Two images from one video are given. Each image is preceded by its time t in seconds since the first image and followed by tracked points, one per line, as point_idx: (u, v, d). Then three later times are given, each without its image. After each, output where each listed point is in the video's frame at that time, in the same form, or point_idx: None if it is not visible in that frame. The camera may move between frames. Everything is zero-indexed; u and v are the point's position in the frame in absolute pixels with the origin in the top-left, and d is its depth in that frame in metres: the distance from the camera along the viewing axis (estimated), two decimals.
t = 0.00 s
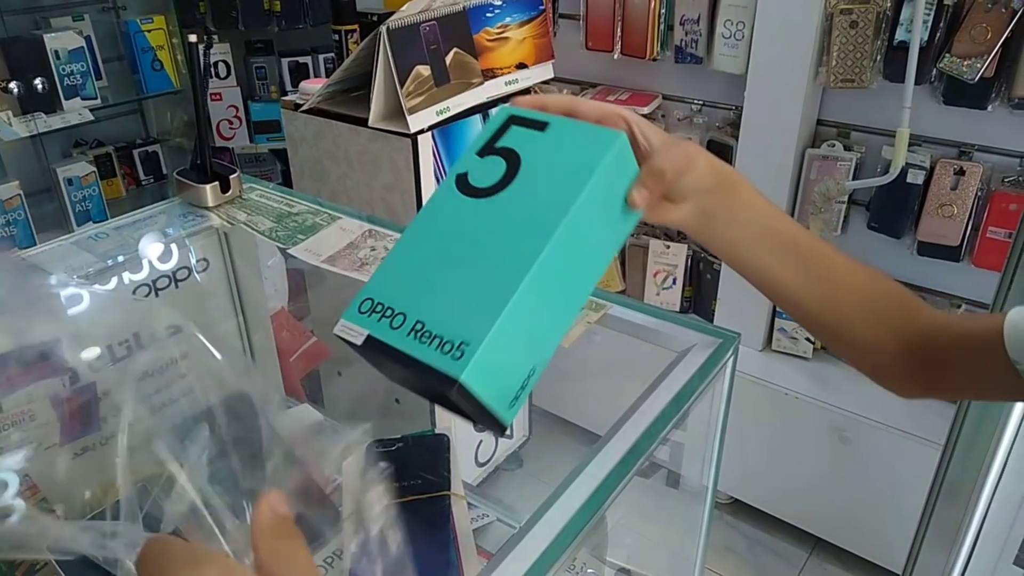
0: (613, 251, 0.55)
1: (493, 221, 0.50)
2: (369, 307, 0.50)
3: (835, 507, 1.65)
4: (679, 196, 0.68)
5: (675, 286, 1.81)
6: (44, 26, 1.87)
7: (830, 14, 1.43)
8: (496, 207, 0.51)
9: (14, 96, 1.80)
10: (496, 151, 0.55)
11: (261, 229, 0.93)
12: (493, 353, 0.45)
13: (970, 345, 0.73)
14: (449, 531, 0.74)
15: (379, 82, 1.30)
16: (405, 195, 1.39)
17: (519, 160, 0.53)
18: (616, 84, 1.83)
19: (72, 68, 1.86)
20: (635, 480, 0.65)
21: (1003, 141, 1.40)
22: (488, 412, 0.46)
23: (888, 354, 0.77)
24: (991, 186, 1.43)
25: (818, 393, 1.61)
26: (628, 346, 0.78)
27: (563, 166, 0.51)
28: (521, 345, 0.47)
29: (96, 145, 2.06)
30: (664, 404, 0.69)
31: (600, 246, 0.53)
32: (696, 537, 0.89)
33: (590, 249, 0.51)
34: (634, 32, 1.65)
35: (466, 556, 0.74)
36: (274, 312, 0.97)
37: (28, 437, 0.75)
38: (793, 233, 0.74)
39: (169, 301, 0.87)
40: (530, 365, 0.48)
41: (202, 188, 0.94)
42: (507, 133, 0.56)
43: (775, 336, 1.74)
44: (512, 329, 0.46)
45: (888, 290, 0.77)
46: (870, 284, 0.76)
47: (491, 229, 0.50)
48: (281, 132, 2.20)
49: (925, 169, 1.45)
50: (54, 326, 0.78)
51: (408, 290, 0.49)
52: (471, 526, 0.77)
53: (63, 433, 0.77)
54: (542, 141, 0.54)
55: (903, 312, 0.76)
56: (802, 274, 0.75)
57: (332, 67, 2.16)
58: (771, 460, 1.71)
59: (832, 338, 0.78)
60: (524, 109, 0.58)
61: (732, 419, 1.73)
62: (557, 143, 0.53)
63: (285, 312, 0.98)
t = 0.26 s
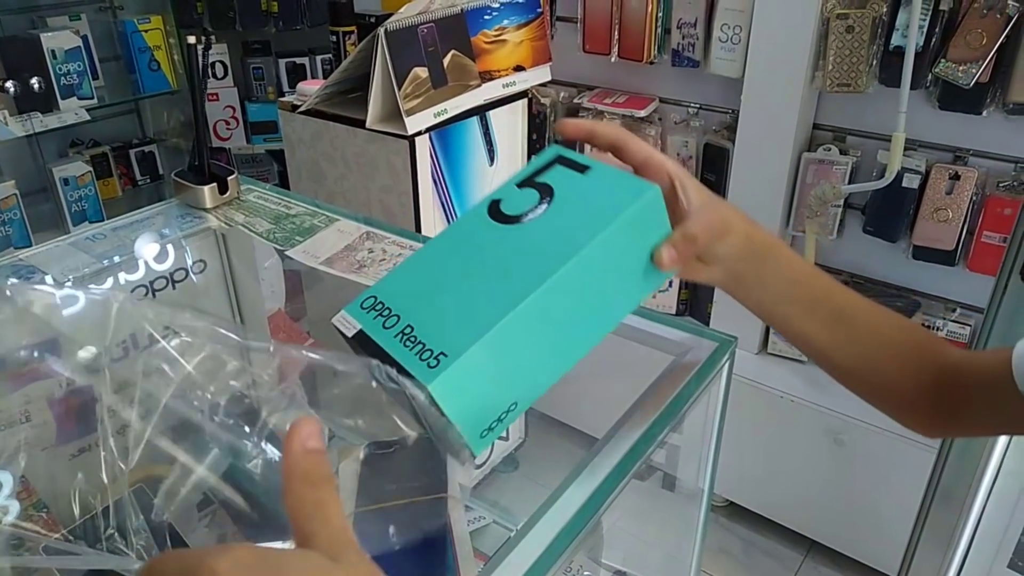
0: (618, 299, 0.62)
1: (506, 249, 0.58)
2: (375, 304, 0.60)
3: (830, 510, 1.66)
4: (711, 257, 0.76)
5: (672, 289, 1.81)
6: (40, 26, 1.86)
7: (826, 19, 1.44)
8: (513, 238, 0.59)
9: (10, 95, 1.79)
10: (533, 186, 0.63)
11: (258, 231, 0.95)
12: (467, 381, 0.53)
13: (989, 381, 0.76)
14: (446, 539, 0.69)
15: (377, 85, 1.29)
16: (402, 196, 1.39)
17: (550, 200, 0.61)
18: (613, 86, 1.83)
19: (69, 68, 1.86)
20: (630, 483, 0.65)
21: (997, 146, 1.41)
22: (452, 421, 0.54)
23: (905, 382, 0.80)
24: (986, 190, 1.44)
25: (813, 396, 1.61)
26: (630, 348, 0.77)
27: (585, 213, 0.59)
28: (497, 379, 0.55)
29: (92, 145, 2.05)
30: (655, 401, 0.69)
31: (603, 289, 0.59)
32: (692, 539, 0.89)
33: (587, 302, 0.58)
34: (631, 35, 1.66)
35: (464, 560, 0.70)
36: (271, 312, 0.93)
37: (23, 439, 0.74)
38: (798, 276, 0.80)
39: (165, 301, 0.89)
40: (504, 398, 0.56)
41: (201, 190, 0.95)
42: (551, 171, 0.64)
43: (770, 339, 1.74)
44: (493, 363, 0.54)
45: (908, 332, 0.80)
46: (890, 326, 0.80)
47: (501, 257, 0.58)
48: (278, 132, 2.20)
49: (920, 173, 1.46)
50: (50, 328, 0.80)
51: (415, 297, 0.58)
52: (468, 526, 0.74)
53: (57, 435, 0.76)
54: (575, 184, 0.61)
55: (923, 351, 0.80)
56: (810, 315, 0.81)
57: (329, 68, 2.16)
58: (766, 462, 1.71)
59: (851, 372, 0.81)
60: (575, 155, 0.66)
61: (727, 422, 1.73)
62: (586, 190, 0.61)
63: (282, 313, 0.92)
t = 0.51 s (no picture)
0: (609, 366, 0.62)
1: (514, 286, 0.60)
2: (375, 308, 0.61)
3: (833, 517, 1.65)
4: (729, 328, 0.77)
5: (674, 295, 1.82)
6: (47, 31, 1.88)
7: (829, 26, 1.44)
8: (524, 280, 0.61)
9: (16, 100, 1.79)
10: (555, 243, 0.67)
11: (262, 235, 0.95)
12: (448, 400, 0.53)
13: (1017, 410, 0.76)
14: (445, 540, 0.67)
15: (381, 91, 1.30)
16: (406, 201, 1.39)
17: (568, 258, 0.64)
18: (616, 92, 1.84)
19: (75, 73, 1.87)
20: (632, 489, 0.65)
21: (1001, 153, 1.41)
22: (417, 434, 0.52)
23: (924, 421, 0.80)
24: (990, 197, 1.44)
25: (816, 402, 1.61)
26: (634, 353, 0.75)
27: (601, 274, 0.62)
28: (475, 405, 0.54)
29: (97, 149, 2.07)
30: (651, 400, 0.70)
31: (597, 349, 0.60)
32: (694, 546, 0.89)
33: (581, 354, 0.59)
34: (635, 41, 1.66)
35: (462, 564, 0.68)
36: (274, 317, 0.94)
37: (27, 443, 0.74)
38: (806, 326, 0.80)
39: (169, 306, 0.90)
40: (475, 430, 0.55)
41: (206, 194, 0.95)
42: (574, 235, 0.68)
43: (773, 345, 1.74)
44: (477, 388, 0.54)
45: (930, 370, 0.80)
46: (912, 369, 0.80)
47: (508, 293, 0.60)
48: (282, 137, 2.20)
49: (923, 180, 1.46)
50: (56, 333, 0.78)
51: (416, 310, 0.59)
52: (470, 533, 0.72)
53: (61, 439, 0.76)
54: (595, 249, 0.65)
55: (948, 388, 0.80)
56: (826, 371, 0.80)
57: (334, 73, 2.17)
58: (769, 469, 1.71)
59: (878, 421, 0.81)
60: (604, 225, 0.70)
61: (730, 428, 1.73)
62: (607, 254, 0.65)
63: (286, 317, 0.92)
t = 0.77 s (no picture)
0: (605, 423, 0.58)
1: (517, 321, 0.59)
2: (379, 317, 0.62)
3: (833, 521, 1.65)
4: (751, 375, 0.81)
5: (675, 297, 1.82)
6: (50, 30, 1.89)
7: (831, 31, 1.44)
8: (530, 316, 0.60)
9: (18, 99, 1.79)
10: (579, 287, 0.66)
11: (265, 236, 0.94)
12: (421, 416, 0.50)
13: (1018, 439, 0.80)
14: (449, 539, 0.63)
15: (384, 93, 1.31)
16: (408, 203, 1.39)
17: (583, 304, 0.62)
18: (618, 95, 1.84)
19: (77, 73, 1.87)
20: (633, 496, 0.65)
21: (1002, 158, 1.41)
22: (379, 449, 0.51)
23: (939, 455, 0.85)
24: (990, 203, 1.44)
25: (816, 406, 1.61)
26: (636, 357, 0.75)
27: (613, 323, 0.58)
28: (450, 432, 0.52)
29: (99, 149, 2.07)
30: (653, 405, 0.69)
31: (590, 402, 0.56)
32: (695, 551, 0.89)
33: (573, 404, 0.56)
34: (637, 44, 1.67)
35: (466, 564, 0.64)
36: (276, 318, 0.93)
37: (29, 443, 0.74)
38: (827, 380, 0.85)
39: (171, 307, 0.89)
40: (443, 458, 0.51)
41: (209, 195, 0.95)
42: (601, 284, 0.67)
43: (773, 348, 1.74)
44: (454, 413, 0.51)
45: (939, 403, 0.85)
46: (920, 402, 0.85)
47: (509, 328, 0.58)
48: (284, 138, 2.21)
49: (924, 184, 1.46)
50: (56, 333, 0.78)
51: (417, 327, 0.59)
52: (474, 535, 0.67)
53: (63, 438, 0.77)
54: (615, 298, 0.63)
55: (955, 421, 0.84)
56: (844, 416, 0.86)
57: (336, 74, 2.17)
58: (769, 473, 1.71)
59: (893, 454, 0.87)
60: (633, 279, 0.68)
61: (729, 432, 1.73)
62: (628, 305, 0.62)
63: (287, 318, 0.92)
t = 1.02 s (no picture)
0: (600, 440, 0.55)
1: (513, 329, 0.57)
2: (383, 318, 0.61)
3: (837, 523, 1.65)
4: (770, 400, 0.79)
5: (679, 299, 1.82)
6: (56, 31, 1.90)
7: (836, 32, 1.44)
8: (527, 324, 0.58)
9: (24, 100, 1.80)
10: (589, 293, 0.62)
11: (270, 237, 0.93)
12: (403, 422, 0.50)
13: None
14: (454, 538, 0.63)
15: (389, 94, 1.31)
16: (412, 204, 1.39)
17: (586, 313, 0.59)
18: (622, 97, 1.84)
19: (83, 74, 1.88)
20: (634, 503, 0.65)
21: (1007, 160, 1.40)
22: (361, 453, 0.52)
23: (957, 480, 0.86)
24: (996, 205, 1.43)
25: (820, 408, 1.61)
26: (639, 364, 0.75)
27: (612, 337, 0.55)
28: (436, 439, 0.52)
29: (104, 149, 2.08)
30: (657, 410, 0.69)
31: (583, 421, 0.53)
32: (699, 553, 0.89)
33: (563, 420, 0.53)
34: (641, 45, 1.67)
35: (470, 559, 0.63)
36: (280, 319, 0.94)
37: (35, 442, 0.75)
38: (850, 412, 0.85)
39: (176, 308, 0.88)
40: (430, 468, 0.53)
41: (214, 196, 0.94)
42: (611, 290, 0.63)
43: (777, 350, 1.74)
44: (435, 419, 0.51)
45: (951, 426, 0.87)
46: (934, 427, 0.87)
47: (503, 336, 0.56)
48: (288, 139, 2.21)
49: (929, 186, 1.46)
50: (62, 333, 0.79)
51: (415, 331, 0.58)
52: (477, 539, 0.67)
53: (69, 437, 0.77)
54: (622, 308, 0.59)
55: (968, 442, 0.86)
56: (863, 446, 0.87)
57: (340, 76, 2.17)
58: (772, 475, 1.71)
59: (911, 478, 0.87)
60: (645, 286, 0.64)
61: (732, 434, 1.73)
62: (634, 317, 0.58)
63: (291, 319, 0.94)
